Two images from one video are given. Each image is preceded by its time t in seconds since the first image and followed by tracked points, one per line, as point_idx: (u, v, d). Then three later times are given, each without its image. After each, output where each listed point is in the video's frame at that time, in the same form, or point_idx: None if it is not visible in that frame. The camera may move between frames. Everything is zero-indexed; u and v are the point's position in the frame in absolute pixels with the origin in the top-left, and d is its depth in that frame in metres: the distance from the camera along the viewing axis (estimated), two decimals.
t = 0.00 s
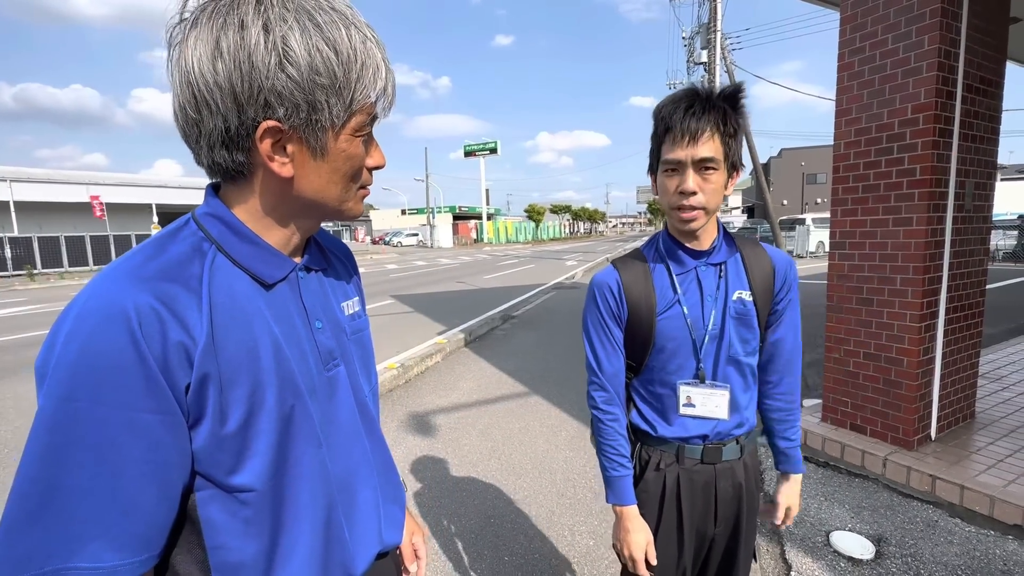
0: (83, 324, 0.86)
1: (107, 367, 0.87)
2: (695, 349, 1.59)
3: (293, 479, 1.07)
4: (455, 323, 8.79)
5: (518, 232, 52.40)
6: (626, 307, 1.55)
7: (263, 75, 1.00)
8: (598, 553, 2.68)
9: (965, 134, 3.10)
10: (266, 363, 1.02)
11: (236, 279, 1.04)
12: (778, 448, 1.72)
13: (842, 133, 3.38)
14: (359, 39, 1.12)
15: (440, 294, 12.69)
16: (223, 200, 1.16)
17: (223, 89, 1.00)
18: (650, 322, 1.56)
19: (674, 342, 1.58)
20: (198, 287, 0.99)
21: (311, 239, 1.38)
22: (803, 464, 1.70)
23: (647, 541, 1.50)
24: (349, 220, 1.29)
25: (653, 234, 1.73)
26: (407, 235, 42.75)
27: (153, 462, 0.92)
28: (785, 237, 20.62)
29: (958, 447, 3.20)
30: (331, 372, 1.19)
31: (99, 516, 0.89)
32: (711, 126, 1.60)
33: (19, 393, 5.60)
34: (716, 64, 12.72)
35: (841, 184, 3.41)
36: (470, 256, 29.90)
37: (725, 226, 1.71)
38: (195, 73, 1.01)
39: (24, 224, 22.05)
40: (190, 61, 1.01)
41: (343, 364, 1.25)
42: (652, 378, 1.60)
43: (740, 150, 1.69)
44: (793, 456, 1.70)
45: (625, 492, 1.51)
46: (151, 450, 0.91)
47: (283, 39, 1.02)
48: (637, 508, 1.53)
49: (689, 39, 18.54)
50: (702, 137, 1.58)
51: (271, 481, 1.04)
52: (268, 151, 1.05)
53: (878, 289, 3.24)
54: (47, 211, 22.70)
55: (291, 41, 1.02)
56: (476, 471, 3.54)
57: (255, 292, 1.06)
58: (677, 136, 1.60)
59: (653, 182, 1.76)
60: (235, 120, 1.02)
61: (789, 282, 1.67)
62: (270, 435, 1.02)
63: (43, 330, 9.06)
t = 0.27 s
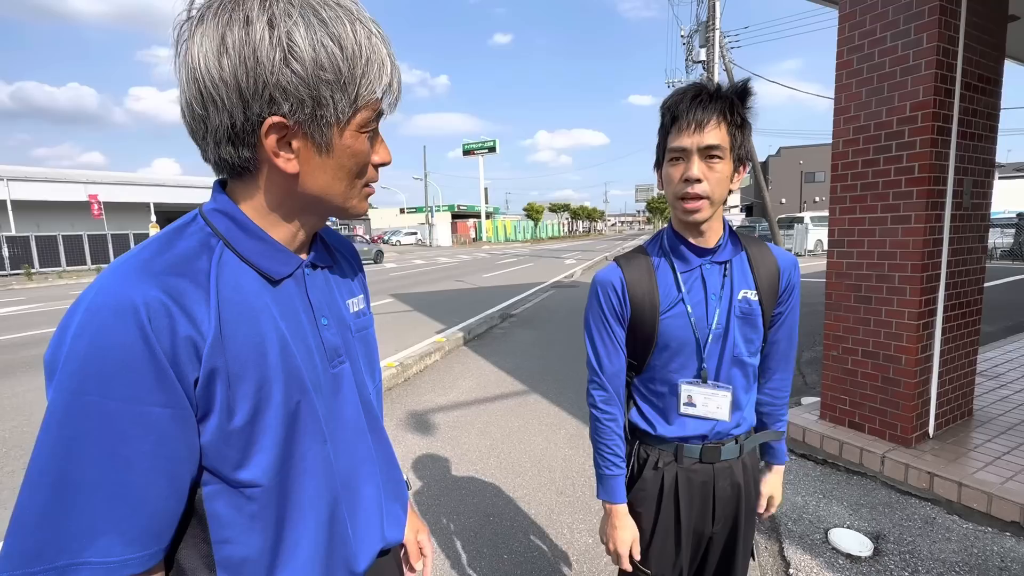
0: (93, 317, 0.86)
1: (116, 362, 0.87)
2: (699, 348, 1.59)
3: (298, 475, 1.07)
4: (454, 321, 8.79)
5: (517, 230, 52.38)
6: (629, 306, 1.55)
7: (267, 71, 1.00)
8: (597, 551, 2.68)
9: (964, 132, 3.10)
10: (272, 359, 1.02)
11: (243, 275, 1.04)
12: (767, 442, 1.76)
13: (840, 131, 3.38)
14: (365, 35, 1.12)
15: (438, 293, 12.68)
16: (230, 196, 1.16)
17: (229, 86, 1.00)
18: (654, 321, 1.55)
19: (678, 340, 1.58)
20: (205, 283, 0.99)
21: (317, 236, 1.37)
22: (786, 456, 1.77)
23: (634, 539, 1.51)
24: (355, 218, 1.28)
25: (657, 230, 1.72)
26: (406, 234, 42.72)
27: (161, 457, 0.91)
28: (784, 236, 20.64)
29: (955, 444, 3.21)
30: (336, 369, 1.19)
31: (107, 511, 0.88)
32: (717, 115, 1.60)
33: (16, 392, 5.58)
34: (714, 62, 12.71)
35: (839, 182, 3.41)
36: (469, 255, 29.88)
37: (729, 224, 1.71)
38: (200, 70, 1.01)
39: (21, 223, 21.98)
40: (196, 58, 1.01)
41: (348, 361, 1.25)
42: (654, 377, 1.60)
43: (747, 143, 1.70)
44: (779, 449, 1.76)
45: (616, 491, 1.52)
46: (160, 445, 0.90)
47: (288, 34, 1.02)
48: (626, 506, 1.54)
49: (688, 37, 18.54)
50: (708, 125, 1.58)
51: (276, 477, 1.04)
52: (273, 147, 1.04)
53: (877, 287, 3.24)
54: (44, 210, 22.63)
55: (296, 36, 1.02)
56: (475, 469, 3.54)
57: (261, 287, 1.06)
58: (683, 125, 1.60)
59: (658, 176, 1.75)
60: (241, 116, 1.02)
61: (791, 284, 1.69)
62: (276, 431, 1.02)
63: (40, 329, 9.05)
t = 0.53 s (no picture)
0: (97, 308, 0.84)
1: (121, 353, 0.85)
2: (697, 343, 1.59)
3: (304, 466, 1.06)
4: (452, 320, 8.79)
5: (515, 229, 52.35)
6: (626, 301, 1.54)
7: (258, 56, 0.98)
8: (595, 550, 2.68)
9: (962, 129, 3.10)
10: (278, 349, 1.00)
11: (247, 265, 1.03)
12: (823, 450, 1.60)
13: (840, 127, 3.37)
14: (355, 15, 1.10)
15: (437, 292, 12.68)
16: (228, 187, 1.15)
17: (221, 74, 0.99)
18: (651, 318, 1.55)
19: (676, 336, 1.57)
20: (209, 273, 0.98)
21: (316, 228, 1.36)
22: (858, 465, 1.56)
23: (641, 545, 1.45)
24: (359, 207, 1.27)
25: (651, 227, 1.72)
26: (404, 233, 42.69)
27: (169, 450, 0.89)
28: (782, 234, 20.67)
29: (954, 442, 3.21)
30: (340, 360, 1.17)
31: (115, 506, 0.86)
32: (709, 113, 1.59)
33: (12, 391, 5.56)
34: (713, 60, 12.70)
35: (838, 179, 3.40)
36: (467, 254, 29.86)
37: (724, 221, 1.70)
38: (193, 62, 0.99)
39: (18, 222, 21.90)
40: (187, 51, 0.99)
41: (351, 353, 1.24)
42: (651, 374, 1.59)
43: (740, 141, 1.69)
44: (843, 458, 1.57)
45: (618, 491, 1.48)
46: (167, 438, 0.89)
47: (275, 18, 1.00)
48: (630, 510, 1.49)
49: (687, 35, 18.49)
50: (700, 122, 1.57)
51: (284, 468, 1.03)
52: (272, 134, 1.03)
53: (875, 285, 3.23)
54: (41, 208, 22.56)
55: (283, 19, 1.01)
56: (473, 467, 3.53)
57: (265, 278, 1.05)
58: (675, 123, 1.60)
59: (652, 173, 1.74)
60: (236, 106, 1.00)
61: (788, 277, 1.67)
62: (282, 422, 1.00)
63: (38, 328, 9.03)
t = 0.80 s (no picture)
0: (101, 304, 0.84)
1: (126, 348, 0.84)
2: (694, 341, 1.58)
3: (312, 459, 1.05)
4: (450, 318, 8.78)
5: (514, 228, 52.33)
6: (622, 298, 1.54)
7: (255, 44, 0.98)
8: (594, 548, 2.68)
9: (961, 127, 3.10)
10: (282, 341, 0.99)
11: (247, 259, 1.02)
12: (800, 444, 1.55)
13: (837, 126, 3.38)
14: (351, 9, 1.11)
15: (435, 290, 12.67)
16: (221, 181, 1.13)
17: (217, 62, 0.97)
18: (647, 315, 1.55)
19: (672, 334, 1.57)
20: (210, 267, 0.97)
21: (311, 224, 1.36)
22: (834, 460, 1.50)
23: (703, 523, 1.27)
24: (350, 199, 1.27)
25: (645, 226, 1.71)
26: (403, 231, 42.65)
27: (179, 444, 0.88)
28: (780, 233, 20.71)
29: (952, 440, 3.22)
30: (341, 353, 1.16)
31: (128, 504, 0.85)
32: (698, 110, 1.59)
33: (10, 390, 5.54)
34: (712, 59, 12.70)
35: (837, 178, 3.40)
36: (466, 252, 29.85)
37: (717, 218, 1.70)
38: (188, 50, 0.98)
39: (15, 220, 21.84)
40: (180, 39, 0.98)
41: (353, 346, 1.23)
42: (649, 373, 1.59)
43: (729, 138, 1.68)
44: (819, 450, 1.51)
45: (653, 473, 1.35)
46: (177, 432, 0.88)
47: (271, 7, 1.00)
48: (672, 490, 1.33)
49: (686, 34, 18.49)
50: (688, 120, 1.57)
51: (293, 460, 1.02)
52: (267, 123, 1.02)
53: (873, 284, 3.24)
54: (39, 206, 22.49)
55: (279, 8, 1.00)
56: (472, 466, 3.53)
57: (265, 272, 1.04)
58: (664, 121, 1.60)
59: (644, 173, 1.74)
60: (232, 95, 0.99)
61: (783, 272, 1.67)
62: (288, 415, 1.00)
63: (34, 326, 8.99)
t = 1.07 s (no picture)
0: (91, 319, 0.83)
1: (117, 365, 0.83)
2: (695, 341, 1.58)
3: (304, 471, 1.05)
4: (449, 317, 8.78)
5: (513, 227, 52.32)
6: (623, 298, 1.54)
7: (281, 59, 0.96)
8: (593, 547, 2.68)
9: (961, 127, 3.10)
10: (276, 354, 0.99)
11: (241, 268, 1.00)
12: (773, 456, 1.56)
13: (837, 126, 3.37)
14: (379, 26, 1.09)
15: (434, 289, 12.67)
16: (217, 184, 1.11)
17: (237, 70, 0.95)
18: (648, 315, 1.54)
19: (673, 333, 1.56)
20: (203, 278, 0.95)
21: (309, 227, 1.34)
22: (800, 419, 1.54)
23: (731, 427, 1.31)
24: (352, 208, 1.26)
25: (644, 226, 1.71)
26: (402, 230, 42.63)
27: (170, 459, 0.88)
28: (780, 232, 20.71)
29: (951, 439, 3.22)
30: (335, 361, 1.16)
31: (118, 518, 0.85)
32: (702, 109, 1.59)
33: (9, 388, 5.54)
34: (712, 58, 12.70)
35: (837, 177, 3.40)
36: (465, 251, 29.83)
37: (717, 219, 1.70)
38: (207, 52, 0.95)
39: (14, 218, 21.80)
40: (199, 38, 0.96)
41: (348, 353, 1.22)
42: (649, 373, 1.59)
43: (733, 142, 1.68)
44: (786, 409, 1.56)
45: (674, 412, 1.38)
46: (169, 448, 0.87)
47: (302, 21, 0.98)
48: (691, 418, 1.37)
49: (685, 33, 18.50)
50: (692, 118, 1.57)
51: (284, 473, 1.02)
52: (280, 138, 1.01)
53: (872, 283, 3.24)
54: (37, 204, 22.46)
55: (311, 23, 0.99)
56: (470, 465, 3.53)
57: (260, 281, 1.03)
58: (667, 117, 1.60)
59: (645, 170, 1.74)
60: (247, 103, 0.98)
61: (780, 271, 1.68)
62: (281, 428, 0.99)
63: (32, 325, 8.98)
